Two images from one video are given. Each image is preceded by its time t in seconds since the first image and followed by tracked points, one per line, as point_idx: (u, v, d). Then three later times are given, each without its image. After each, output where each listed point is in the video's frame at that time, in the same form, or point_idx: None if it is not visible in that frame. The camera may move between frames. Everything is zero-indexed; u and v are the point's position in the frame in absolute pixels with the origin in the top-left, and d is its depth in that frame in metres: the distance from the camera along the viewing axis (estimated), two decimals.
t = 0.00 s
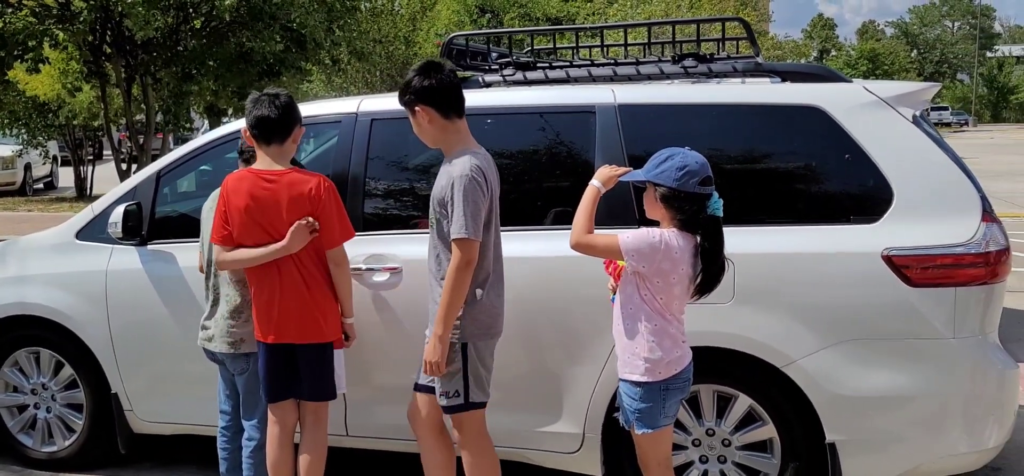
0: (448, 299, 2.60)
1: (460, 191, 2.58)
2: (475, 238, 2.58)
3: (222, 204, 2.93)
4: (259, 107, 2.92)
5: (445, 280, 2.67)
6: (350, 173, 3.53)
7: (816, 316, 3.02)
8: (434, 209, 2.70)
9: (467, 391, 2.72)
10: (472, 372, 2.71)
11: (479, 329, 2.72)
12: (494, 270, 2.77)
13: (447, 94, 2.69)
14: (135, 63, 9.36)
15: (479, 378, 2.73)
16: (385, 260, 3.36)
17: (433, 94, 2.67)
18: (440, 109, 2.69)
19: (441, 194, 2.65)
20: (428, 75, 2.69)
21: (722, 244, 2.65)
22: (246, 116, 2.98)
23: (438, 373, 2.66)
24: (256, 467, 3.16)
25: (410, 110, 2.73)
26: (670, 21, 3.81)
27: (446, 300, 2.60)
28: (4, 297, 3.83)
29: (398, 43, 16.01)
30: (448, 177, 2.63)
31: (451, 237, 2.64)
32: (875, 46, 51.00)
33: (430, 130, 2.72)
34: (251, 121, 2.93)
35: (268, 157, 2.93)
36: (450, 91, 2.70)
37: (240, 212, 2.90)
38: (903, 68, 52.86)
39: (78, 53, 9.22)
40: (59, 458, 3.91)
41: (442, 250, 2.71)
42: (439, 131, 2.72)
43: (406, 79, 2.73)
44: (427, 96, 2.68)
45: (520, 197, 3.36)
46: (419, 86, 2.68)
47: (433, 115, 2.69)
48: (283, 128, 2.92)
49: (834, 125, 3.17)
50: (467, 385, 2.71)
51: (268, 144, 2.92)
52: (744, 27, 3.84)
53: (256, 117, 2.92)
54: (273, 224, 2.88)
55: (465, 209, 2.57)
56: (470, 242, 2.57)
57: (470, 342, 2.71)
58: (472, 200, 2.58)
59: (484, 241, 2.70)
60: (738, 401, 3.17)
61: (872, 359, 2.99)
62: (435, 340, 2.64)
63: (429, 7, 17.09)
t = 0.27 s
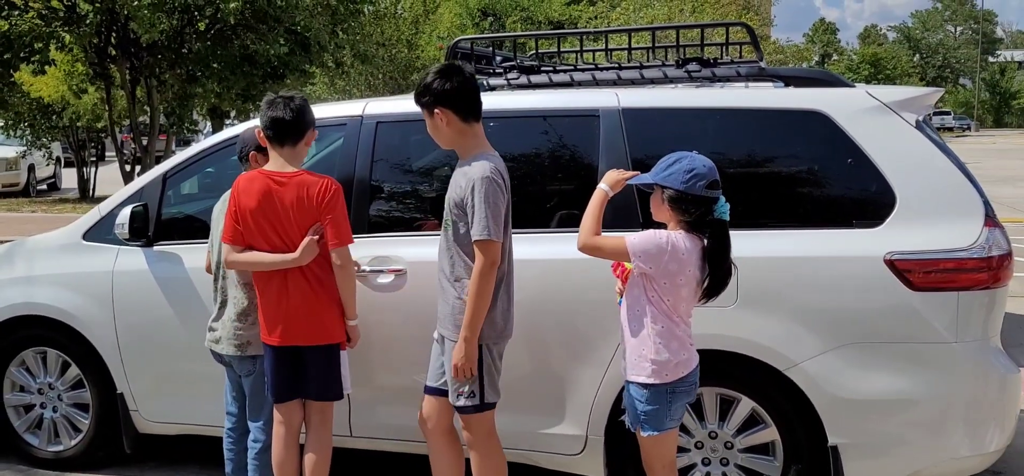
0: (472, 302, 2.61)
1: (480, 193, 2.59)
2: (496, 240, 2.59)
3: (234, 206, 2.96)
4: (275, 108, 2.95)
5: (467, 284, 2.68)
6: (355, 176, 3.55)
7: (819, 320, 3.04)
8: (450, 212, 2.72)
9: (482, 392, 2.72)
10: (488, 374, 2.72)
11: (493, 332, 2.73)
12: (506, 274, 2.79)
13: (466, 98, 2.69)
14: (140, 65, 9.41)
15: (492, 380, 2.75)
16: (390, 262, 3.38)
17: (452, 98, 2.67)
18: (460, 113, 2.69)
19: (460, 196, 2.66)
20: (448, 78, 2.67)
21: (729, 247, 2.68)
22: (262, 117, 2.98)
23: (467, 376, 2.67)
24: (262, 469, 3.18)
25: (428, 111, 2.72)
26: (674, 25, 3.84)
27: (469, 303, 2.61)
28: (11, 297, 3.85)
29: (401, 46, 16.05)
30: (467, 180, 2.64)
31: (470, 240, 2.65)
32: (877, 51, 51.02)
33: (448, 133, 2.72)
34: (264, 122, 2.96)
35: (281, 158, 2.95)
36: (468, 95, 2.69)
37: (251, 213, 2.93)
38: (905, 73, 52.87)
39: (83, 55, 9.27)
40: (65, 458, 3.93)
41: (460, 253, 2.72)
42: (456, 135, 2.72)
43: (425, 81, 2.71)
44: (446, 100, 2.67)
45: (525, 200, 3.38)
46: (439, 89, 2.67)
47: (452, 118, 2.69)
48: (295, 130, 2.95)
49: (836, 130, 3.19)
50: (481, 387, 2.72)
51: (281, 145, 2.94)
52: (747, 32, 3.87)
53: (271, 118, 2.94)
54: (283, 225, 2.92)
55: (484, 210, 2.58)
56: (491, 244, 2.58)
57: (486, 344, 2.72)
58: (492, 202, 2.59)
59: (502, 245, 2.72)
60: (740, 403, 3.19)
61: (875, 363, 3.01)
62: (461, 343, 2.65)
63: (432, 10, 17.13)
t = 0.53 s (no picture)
0: (483, 302, 2.61)
1: (490, 193, 2.59)
2: (504, 241, 2.60)
3: (239, 205, 2.98)
4: (282, 108, 2.95)
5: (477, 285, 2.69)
6: (358, 177, 3.57)
7: (820, 323, 3.05)
8: (458, 213, 2.73)
9: (489, 393, 2.73)
10: (495, 375, 2.73)
11: (500, 334, 2.74)
12: (513, 275, 2.80)
13: (481, 101, 2.70)
14: (145, 66, 9.45)
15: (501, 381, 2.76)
16: (392, 264, 3.39)
17: (468, 100, 2.68)
18: (472, 115, 2.70)
19: (469, 197, 2.67)
20: (465, 80, 2.68)
21: (732, 254, 2.72)
22: (271, 116, 2.99)
23: (477, 379, 2.68)
24: (265, 470, 3.19)
25: (441, 110, 2.72)
26: (676, 29, 3.86)
27: (480, 303, 2.62)
28: (16, 297, 3.87)
29: (405, 48, 16.08)
30: (477, 180, 2.66)
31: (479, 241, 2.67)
32: (880, 55, 51.01)
33: (460, 134, 2.73)
34: (274, 122, 2.97)
35: (287, 159, 2.96)
36: (484, 99, 2.71)
37: (257, 212, 2.94)
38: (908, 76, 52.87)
39: (88, 55, 9.30)
40: (69, 457, 3.95)
41: (467, 254, 2.73)
42: (468, 136, 2.73)
43: (441, 80, 2.71)
44: (462, 101, 2.68)
45: (527, 202, 3.40)
46: (455, 89, 2.68)
47: (465, 119, 2.70)
48: (303, 131, 2.96)
49: (838, 133, 3.20)
50: (489, 388, 2.72)
51: (286, 145, 2.96)
52: (750, 36, 3.88)
53: (279, 118, 2.95)
54: (283, 225, 2.93)
55: (495, 210, 2.59)
56: (499, 244, 2.59)
57: (493, 346, 2.73)
58: (501, 202, 2.61)
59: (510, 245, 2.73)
60: (742, 405, 3.20)
61: (877, 365, 3.02)
62: (472, 344, 2.66)
63: (435, 13, 17.17)
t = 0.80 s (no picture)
0: (486, 303, 2.62)
1: (501, 194, 2.61)
2: (512, 242, 2.61)
3: (246, 206, 3.00)
4: (288, 111, 2.97)
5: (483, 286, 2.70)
6: (363, 179, 3.58)
7: (824, 325, 3.05)
8: (466, 214, 2.74)
9: (496, 395, 2.74)
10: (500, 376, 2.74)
11: (507, 335, 2.75)
12: (520, 277, 2.81)
13: (491, 103, 2.72)
14: (151, 68, 9.48)
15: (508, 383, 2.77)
16: (397, 265, 3.40)
17: (478, 101, 2.69)
18: (481, 117, 2.71)
19: (477, 198, 2.68)
20: (476, 81, 2.69)
21: (739, 258, 2.70)
22: (278, 117, 3.00)
23: (476, 376, 2.68)
24: (269, 471, 3.21)
25: (451, 110, 2.73)
26: (680, 31, 3.86)
27: (483, 304, 2.63)
28: (23, 297, 3.90)
29: (410, 49, 16.11)
30: (485, 181, 2.67)
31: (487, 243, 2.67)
32: (886, 56, 50.89)
33: (468, 134, 2.73)
34: (280, 124, 2.99)
35: (292, 159, 2.97)
36: (494, 101, 2.72)
37: (263, 214, 2.96)
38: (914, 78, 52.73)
39: (95, 58, 9.37)
40: (75, 457, 3.97)
41: (474, 255, 2.74)
42: (477, 138, 2.74)
43: (451, 80, 2.72)
44: (473, 102, 2.69)
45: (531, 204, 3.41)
46: (466, 91, 2.69)
47: (474, 120, 2.71)
48: (308, 132, 2.97)
49: (842, 135, 3.20)
50: (495, 390, 2.74)
51: (291, 147, 2.97)
52: (754, 38, 3.89)
53: (285, 120, 2.97)
54: (287, 226, 2.95)
55: (505, 209, 2.61)
56: (508, 246, 2.60)
57: (499, 348, 2.74)
58: (511, 204, 2.61)
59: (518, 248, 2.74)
60: (745, 407, 3.20)
61: (880, 367, 3.02)
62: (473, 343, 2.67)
63: (440, 14, 17.20)
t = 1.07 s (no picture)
0: (494, 302, 2.63)
1: (504, 193, 2.61)
2: (517, 242, 2.61)
3: (249, 206, 3.01)
4: (293, 110, 2.98)
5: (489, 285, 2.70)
6: (367, 178, 3.59)
7: (827, 325, 3.04)
8: (470, 214, 2.74)
9: (502, 394, 2.74)
10: (507, 375, 2.74)
11: (513, 334, 2.75)
12: (526, 276, 2.81)
13: (498, 101, 2.73)
14: (157, 67, 9.52)
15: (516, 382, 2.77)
16: (401, 264, 3.41)
17: (488, 98, 2.70)
18: (489, 115, 2.72)
19: (481, 198, 2.68)
20: (485, 79, 2.70)
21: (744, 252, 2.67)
22: (282, 116, 3.01)
23: (486, 377, 2.69)
24: (272, 470, 3.21)
25: (458, 107, 2.72)
26: (685, 31, 3.86)
27: (492, 303, 2.63)
28: (29, 296, 3.92)
29: (415, 49, 16.12)
30: (489, 181, 2.67)
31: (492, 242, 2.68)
32: (893, 57, 50.74)
33: (477, 132, 2.73)
34: (284, 123, 3.00)
35: (296, 159, 2.99)
36: (501, 99, 2.74)
37: (266, 213, 2.97)
38: (921, 78, 52.57)
39: (101, 57, 9.40)
40: (80, 455, 3.99)
41: (479, 255, 2.74)
42: (485, 135, 2.73)
43: (459, 78, 2.72)
44: (482, 99, 2.70)
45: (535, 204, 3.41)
46: (475, 88, 2.69)
47: (482, 118, 2.72)
48: (312, 132, 2.98)
49: (846, 135, 3.20)
50: (503, 389, 2.74)
51: (295, 146, 2.98)
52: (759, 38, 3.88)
53: (291, 118, 2.97)
54: (292, 225, 2.96)
55: (509, 208, 2.61)
56: (513, 245, 2.60)
57: (507, 347, 2.74)
58: (515, 203, 2.62)
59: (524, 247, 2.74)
60: (748, 407, 3.20)
61: (884, 367, 3.01)
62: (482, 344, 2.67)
63: (446, 14, 17.21)
